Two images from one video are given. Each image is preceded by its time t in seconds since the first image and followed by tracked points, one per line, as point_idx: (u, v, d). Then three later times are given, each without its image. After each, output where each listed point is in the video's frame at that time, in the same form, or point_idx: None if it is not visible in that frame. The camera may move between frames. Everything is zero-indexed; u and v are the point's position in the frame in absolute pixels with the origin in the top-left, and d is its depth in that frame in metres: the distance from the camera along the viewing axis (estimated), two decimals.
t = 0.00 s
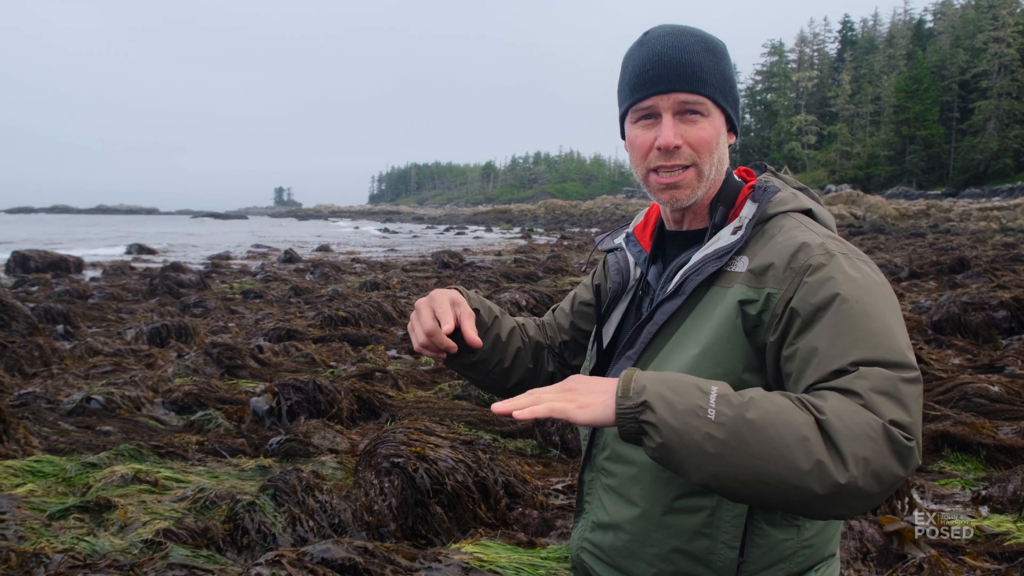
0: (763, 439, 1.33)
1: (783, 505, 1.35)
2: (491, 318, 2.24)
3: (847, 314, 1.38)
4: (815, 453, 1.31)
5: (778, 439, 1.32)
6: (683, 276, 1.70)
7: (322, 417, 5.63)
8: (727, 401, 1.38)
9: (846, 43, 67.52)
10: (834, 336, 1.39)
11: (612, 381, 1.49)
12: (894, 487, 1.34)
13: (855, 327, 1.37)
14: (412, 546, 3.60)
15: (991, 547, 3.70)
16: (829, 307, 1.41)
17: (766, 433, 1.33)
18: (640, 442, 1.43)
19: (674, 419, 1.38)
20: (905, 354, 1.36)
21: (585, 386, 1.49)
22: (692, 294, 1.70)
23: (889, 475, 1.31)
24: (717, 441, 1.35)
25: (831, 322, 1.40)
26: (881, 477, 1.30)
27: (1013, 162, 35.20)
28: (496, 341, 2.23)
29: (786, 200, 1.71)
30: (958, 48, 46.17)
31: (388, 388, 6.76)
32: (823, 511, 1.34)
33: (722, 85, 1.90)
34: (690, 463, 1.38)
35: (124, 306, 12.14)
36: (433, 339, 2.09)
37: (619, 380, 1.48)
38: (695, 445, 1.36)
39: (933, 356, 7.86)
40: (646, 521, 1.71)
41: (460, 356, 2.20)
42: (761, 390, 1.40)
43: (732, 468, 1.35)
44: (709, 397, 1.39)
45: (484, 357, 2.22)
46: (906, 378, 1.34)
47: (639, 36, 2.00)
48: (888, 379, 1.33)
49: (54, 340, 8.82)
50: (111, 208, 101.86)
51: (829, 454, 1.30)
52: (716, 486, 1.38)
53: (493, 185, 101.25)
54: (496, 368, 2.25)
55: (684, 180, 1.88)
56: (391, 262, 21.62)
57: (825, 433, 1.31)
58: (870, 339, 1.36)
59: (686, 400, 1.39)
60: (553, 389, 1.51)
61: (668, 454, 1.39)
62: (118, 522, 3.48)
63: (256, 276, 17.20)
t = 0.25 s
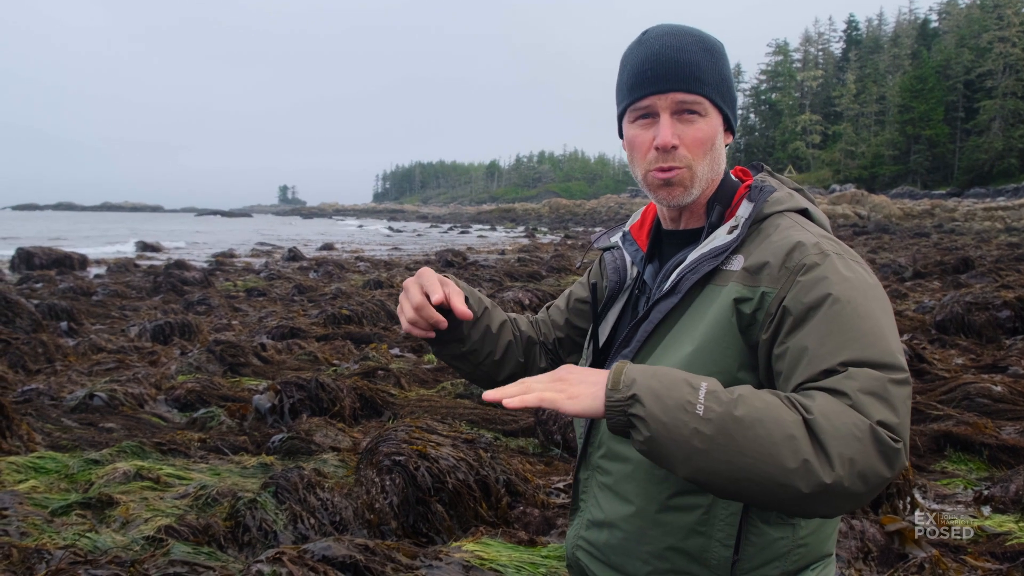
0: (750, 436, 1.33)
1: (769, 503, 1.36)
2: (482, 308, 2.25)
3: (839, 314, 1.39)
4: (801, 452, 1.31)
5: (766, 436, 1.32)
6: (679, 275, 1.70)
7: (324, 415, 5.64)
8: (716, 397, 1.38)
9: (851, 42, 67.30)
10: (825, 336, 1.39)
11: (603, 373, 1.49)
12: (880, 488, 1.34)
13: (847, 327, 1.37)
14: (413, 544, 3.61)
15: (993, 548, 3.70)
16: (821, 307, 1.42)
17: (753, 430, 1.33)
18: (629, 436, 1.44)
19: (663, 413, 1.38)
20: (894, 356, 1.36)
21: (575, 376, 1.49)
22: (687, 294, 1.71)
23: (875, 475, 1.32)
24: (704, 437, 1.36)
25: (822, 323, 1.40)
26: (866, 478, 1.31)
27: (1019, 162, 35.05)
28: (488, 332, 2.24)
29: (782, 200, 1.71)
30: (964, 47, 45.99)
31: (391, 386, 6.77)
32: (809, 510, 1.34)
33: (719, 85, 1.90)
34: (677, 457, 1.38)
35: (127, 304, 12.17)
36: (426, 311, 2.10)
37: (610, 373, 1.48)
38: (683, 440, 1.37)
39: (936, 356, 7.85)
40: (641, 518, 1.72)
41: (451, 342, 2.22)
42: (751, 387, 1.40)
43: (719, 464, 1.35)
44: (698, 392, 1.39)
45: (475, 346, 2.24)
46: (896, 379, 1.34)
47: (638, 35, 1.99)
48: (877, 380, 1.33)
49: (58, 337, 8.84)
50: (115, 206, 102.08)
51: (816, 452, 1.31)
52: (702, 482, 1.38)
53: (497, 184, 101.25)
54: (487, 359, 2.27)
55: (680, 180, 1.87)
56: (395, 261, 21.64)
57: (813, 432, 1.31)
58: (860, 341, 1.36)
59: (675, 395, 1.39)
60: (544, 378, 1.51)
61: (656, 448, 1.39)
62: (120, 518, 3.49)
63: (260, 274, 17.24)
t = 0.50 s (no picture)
0: (746, 433, 1.33)
1: (764, 501, 1.36)
2: (479, 315, 2.25)
3: (833, 312, 1.39)
4: (797, 449, 1.31)
5: (761, 434, 1.33)
6: (674, 273, 1.70)
7: (327, 414, 5.66)
8: (711, 395, 1.38)
9: (856, 41, 67.11)
10: (819, 334, 1.40)
11: (598, 369, 1.49)
12: (875, 486, 1.35)
13: (841, 325, 1.38)
14: (416, 543, 3.61)
15: (997, 547, 3.68)
16: (815, 305, 1.42)
17: (749, 428, 1.33)
18: (624, 433, 1.44)
19: (659, 410, 1.38)
20: (889, 354, 1.36)
21: (571, 374, 1.49)
22: (683, 292, 1.71)
23: (869, 473, 1.32)
24: (700, 435, 1.36)
25: (817, 320, 1.40)
26: (860, 476, 1.32)
27: None
28: (487, 337, 2.25)
29: (777, 198, 1.71)
30: (968, 45, 45.79)
31: (394, 386, 6.78)
32: (803, 507, 1.35)
33: (714, 84, 1.91)
34: (673, 454, 1.38)
35: (132, 304, 12.21)
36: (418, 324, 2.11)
37: (605, 370, 1.48)
38: (678, 437, 1.37)
39: (940, 355, 7.83)
40: (636, 517, 1.72)
41: (450, 350, 2.23)
42: (746, 385, 1.40)
43: (714, 461, 1.35)
44: (694, 390, 1.39)
45: (474, 353, 2.24)
46: (890, 378, 1.35)
47: (634, 34, 2.00)
48: (871, 378, 1.33)
49: (62, 337, 8.87)
50: (119, 206, 102.33)
51: (811, 450, 1.31)
52: (698, 480, 1.39)
53: (501, 184, 101.28)
54: (487, 365, 2.28)
55: (675, 178, 1.88)
56: (399, 261, 21.67)
57: (808, 429, 1.32)
58: (856, 339, 1.36)
59: (671, 393, 1.39)
60: (539, 376, 1.51)
61: (651, 446, 1.40)
62: (124, 518, 3.51)
63: (264, 274, 17.28)
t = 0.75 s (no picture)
0: (743, 432, 1.33)
1: (761, 500, 1.36)
2: (488, 324, 2.26)
3: (831, 311, 1.38)
4: (793, 449, 1.31)
5: (758, 433, 1.32)
6: (671, 272, 1.69)
7: (333, 415, 5.67)
8: (707, 394, 1.37)
9: (861, 39, 66.88)
10: (816, 332, 1.39)
11: (595, 366, 1.49)
12: (871, 485, 1.35)
13: (838, 323, 1.37)
14: (421, 544, 3.61)
15: (1004, 545, 3.64)
16: (812, 304, 1.41)
17: (745, 426, 1.33)
18: (620, 431, 1.43)
19: (655, 407, 1.38)
20: (887, 353, 1.36)
21: (567, 371, 1.48)
22: (680, 290, 1.70)
23: (866, 473, 1.32)
24: (696, 433, 1.35)
25: (813, 319, 1.40)
26: (857, 475, 1.31)
27: None
28: (497, 346, 2.26)
29: (775, 197, 1.70)
30: (975, 42, 45.56)
31: (400, 386, 6.79)
32: (800, 506, 1.34)
33: (712, 81, 1.90)
34: (669, 452, 1.38)
35: (138, 306, 12.27)
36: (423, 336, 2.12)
37: (602, 366, 1.47)
38: (674, 436, 1.37)
39: (947, 354, 7.78)
40: (636, 516, 1.71)
41: (461, 359, 2.24)
42: (742, 384, 1.40)
43: (710, 459, 1.35)
44: (691, 389, 1.39)
45: (484, 362, 2.25)
46: (887, 378, 1.34)
47: (632, 30, 2.00)
48: (869, 377, 1.33)
49: (69, 339, 8.92)
50: (127, 208, 102.84)
51: (808, 450, 1.30)
52: (694, 478, 1.38)
53: (506, 184, 101.35)
54: (498, 374, 2.28)
55: (672, 174, 1.87)
56: (405, 262, 21.69)
57: (805, 429, 1.31)
58: (853, 339, 1.35)
59: (668, 391, 1.38)
60: (534, 373, 1.50)
61: (648, 444, 1.39)
62: (130, 519, 3.52)
63: (270, 275, 17.33)
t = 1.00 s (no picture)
0: (747, 437, 1.32)
1: (764, 504, 1.35)
2: (513, 334, 2.27)
3: (834, 314, 1.37)
4: (797, 453, 1.30)
5: (761, 439, 1.31)
6: (672, 273, 1.69)
7: (340, 417, 5.68)
8: (711, 398, 1.37)
9: (870, 40, 66.54)
10: (820, 336, 1.38)
11: (598, 371, 1.48)
12: (876, 489, 1.34)
13: (841, 328, 1.36)
14: (427, 545, 3.61)
15: (1012, 548, 3.58)
16: (816, 307, 1.40)
17: (749, 431, 1.32)
18: (624, 436, 1.42)
19: (659, 413, 1.37)
20: (891, 355, 1.34)
21: (570, 375, 1.47)
22: (682, 291, 1.69)
23: (870, 476, 1.31)
24: (700, 438, 1.35)
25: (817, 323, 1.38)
26: (862, 479, 1.30)
27: None
28: (521, 356, 2.27)
29: (778, 199, 1.69)
30: (984, 43, 45.25)
31: (407, 388, 6.79)
32: (804, 510, 1.33)
33: (717, 83, 1.89)
34: (674, 458, 1.37)
35: (147, 307, 12.34)
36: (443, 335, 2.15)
37: (606, 371, 1.47)
38: (677, 440, 1.36)
39: (955, 356, 7.73)
40: (638, 517, 1.70)
41: (483, 367, 2.27)
42: (745, 388, 1.39)
43: (713, 463, 1.34)
44: (694, 393, 1.38)
45: (508, 370, 2.27)
46: (892, 380, 1.33)
47: (635, 34, 1.99)
48: (873, 381, 1.31)
49: (78, 340, 8.97)
50: (136, 210, 103.49)
51: (812, 454, 1.30)
52: (699, 483, 1.37)
53: (513, 186, 101.40)
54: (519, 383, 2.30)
55: (677, 177, 1.86)
56: (412, 263, 21.74)
57: (808, 433, 1.30)
58: (856, 342, 1.34)
59: (670, 396, 1.38)
60: (538, 378, 1.48)
61: (651, 448, 1.38)
62: (138, 520, 3.54)
63: (278, 276, 17.40)
